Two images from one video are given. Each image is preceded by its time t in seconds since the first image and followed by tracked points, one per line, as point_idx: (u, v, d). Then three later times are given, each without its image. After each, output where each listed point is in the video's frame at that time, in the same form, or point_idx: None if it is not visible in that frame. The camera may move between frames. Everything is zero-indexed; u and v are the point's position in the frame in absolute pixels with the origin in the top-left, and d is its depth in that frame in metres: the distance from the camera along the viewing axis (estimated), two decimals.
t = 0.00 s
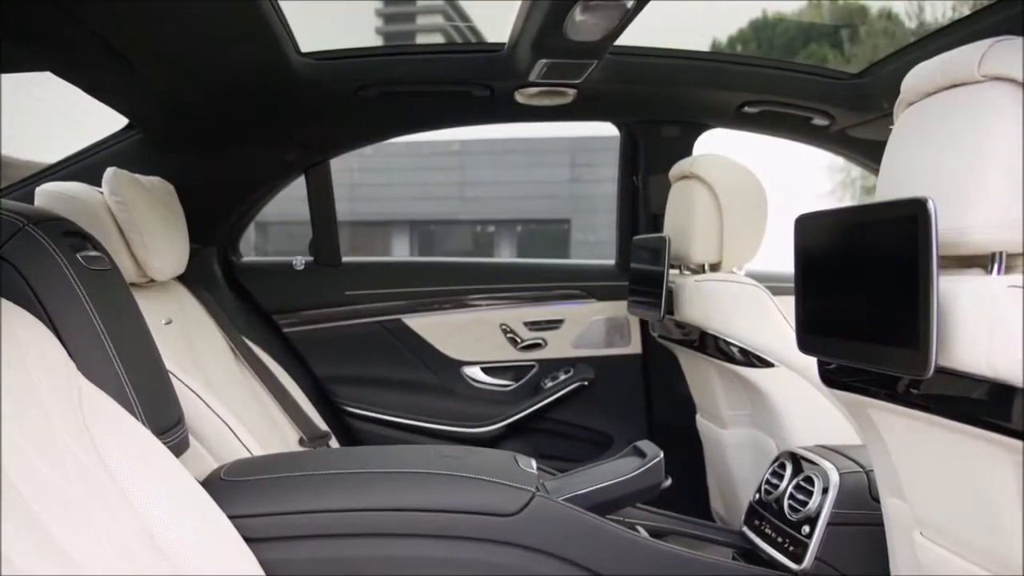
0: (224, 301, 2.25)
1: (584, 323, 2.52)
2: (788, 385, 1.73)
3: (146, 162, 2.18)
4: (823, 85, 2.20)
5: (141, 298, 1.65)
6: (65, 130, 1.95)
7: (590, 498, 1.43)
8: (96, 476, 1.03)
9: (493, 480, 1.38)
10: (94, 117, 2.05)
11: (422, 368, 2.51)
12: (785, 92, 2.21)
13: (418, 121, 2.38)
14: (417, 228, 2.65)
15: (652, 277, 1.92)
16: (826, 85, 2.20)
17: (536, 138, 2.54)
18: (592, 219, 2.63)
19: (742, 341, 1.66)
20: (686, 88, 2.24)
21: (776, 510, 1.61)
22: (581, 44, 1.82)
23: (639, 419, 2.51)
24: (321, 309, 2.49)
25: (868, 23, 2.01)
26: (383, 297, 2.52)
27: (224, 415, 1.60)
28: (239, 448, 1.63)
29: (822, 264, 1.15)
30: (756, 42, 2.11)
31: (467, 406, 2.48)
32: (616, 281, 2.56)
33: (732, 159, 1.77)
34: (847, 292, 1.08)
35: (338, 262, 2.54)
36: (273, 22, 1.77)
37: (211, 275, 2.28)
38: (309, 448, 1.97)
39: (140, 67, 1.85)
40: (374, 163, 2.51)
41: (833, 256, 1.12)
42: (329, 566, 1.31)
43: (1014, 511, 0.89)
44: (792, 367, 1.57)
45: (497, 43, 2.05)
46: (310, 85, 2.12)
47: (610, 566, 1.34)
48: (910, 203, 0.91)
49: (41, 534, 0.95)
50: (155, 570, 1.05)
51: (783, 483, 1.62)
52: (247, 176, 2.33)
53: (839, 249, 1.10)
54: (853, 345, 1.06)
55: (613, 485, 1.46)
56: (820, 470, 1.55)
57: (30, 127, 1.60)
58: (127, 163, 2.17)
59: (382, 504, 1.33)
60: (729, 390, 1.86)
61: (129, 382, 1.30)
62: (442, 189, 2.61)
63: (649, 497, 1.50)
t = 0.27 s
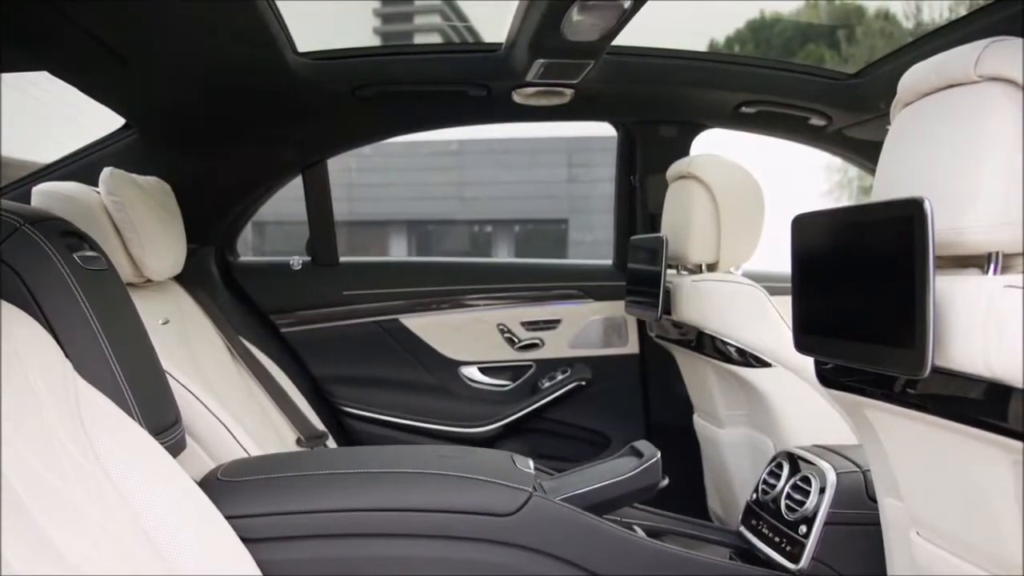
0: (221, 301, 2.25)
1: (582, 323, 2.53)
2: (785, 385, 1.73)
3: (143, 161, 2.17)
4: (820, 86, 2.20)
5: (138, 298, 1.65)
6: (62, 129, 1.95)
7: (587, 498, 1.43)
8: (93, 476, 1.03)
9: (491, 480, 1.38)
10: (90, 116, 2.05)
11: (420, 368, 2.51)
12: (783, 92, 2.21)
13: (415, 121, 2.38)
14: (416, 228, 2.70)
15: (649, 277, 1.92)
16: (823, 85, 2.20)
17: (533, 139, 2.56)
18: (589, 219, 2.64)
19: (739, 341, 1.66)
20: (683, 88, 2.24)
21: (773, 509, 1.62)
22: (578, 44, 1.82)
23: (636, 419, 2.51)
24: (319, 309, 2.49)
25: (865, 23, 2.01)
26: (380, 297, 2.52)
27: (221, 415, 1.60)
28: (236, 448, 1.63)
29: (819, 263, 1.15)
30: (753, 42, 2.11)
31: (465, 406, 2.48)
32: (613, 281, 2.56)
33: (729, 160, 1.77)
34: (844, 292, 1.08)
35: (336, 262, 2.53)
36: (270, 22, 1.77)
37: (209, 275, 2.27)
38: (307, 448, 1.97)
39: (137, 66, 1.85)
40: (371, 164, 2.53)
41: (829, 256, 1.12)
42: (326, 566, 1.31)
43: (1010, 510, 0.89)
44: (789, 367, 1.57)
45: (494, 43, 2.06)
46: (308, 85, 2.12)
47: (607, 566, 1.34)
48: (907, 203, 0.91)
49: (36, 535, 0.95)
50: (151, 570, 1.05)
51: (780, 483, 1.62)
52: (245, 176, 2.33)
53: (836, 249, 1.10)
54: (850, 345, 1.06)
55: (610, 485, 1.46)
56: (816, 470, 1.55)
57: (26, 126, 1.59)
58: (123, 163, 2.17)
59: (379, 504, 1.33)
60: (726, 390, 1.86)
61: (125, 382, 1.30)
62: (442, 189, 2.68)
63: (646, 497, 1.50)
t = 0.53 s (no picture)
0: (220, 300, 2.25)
1: (580, 323, 2.53)
2: (783, 385, 1.73)
3: (141, 161, 2.17)
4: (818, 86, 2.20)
5: (136, 299, 1.65)
6: (60, 129, 1.95)
7: (586, 498, 1.43)
8: (92, 477, 1.03)
9: (489, 480, 1.38)
10: (89, 116, 2.05)
11: (418, 368, 2.51)
12: (781, 92, 2.22)
13: (414, 120, 2.38)
14: (412, 228, 2.68)
15: (648, 277, 1.92)
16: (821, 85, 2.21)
17: (530, 137, 2.55)
18: (586, 219, 2.64)
19: (737, 341, 1.66)
20: (681, 88, 2.24)
21: (771, 509, 1.62)
22: (576, 44, 1.82)
23: (634, 419, 2.51)
24: (316, 309, 2.49)
25: (863, 23, 2.01)
26: (379, 297, 2.52)
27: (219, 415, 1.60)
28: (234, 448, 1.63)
29: (817, 264, 1.15)
30: (751, 43, 2.11)
31: (462, 406, 2.49)
32: (612, 281, 2.56)
33: (726, 160, 1.77)
34: (842, 292, 1.08)
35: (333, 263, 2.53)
36: (269, 22, 1.77)
37: (207, 275, 2.27)
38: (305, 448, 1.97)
39: (136, 67, 1.85)
40: (370, 164, 2.53)
41: (827, 256, 1.12)
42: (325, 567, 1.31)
43: (1009, 510, 0.89)
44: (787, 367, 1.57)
45: (492, 43, 2.06)
46: (306, 85, 2.12)
47: (605, 566, 1.34)
48: (905, 203, 0.91)
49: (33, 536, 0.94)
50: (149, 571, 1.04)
51: (778, 482, 1.63)
52: (243, 176, 2.33)
53: (834, 249, 1.10)
54: (848, 345, 1.06)
55: (608, 485, 1.46)
56: (815, 470, 1.55)
57: (24, 126, 1.59)
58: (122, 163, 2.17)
59: (378, 504, 1.33)
60: (724, 390, 1.86)
61: (123, 382, 1.30)
62: (438, 190, 2.65)
63: (644, 497, 1.50)
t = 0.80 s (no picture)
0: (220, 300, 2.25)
1: (580, 323, 2.53)
2: (782, 385, 1.73)
3: (141, 161, 2.17)
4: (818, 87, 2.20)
5: (135, 299, 1.65)
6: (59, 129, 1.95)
7: (585, 498, 1.43)
8: (91, 477, 1.03)
9: (488, 480, 1.38)
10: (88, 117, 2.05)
11: (418, 368, 2.51)
12: (780, 93, 2.22)
13: (414, 120, 2.38)
14: (414, 227, 2.78)
15: (647, 277, 1.93)
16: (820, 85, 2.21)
17: (531, 138, 2.60)
18: (586, 219, 2.66)
19: (737, 341, 1.66)
20: (681, 88, 2.24)
21: (771, 509, 1.62)
22: (575, 44, 1.82)
23: (634, 419, 2.51)
24: (316, 309, 2.49)
25: (863, 24, 2.02)
26: (378, 297, 2.52)
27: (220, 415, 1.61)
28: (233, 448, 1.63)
29: (817, 263, 1.15)
30: (751, 43, 2.11)
31: (463, 406, 2.49)
32: (611, 281, 2.56)
33: (726, 160, 1.78)
34: (841, 292, 1.08)
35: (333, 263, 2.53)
36: (268, 22, 1.76)
37: (207, 275, 2.28)
38: (305, 448, 1.97)
39: (136, 67, 1.85)
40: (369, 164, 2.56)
41: (827, 255, 1.12)
42: (324, 567, 1.31)
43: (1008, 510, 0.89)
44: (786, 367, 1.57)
45: (492, 43, 2.06)
46: (306, 85, 2.12)
47: (605, 566, 1.34)
48: (904, 202, 0.91)
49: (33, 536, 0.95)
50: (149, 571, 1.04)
51: (778, 482, 1.63)
52: (243, 176, 2.33)
53: (834, 248, 1.10)
54: (847, 344, 1.06)
55: (608, 485, 1.46)
56: (814, 470, 1.55)
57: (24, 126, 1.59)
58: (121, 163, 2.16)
59: (377, 504, 1.33)
60: (723, 390, 1.87)
61: (123, 382, 1.30)
62: (440, 189, 2.82)
63: (644, 497, 1.50)
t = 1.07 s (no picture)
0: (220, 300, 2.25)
1: (580, 323, 2.53)
2: (783, 385, 1.73)
3: (141, 161, 2.17)
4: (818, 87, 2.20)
5: (135, 300, 1.65)
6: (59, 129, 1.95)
7: (585, 497, 1.43)
8: (91, 477, 1.03)
9: (488, 480, 1.38)
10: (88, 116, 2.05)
11: (418, 368, 2.51)
12: (780, 93, 2.22)
13: (414, 120, 2.38)
14: (414, 227, 2.78)
15: (647, 277, 1.93)
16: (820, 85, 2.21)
17: (531, 138, 2.60)
18: (586, 219, 2.66)
19: (737, 341, 1.66)
20: (681, 88, 2.24)
21: (771, 509, 1.62)
22: (575, 44, 1.82)
23: (634, 419, 2.51)
24: (316, 309, 2.49)
25: (862, 24, 2.02)
26: (378, 297, 2.52)
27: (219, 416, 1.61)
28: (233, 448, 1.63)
29: (817, 263, 1.15)
30: (750, 43, 2.11)
31: (463, 406, 2.49)
32: (611, 281, 2.56)
33: (725, 160, 1.78)
34: (842, 291, 1.08)
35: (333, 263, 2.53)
36: (268, 22, 1.76)
37: (207, 275, 2.28)
38: (305, 448, 1.97)
39: (136, 67, 1.85)
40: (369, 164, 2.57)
41: (827, 255, 1.12)
42: (324, 567, 1.31)
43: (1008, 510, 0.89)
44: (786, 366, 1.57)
45: (492, 43, 2.06)
46: (306, 84, 2.12)
47: (605, 566, 1.34)
48: (904, 202, 0.91)
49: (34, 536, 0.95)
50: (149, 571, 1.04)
51: (778, 482, 1.63)
52: (243, 177, 2.33)
53: (834, 248, 1.10)
54: (847, 343, 1.06)
55: (608, 484, 1.46)
56: (814, 470, 1.55)
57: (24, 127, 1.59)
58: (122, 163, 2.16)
59: (377, 504, 1.33)
60: (723, 390, 1.87)
61: (123, 383, 1.30)
62: (439, 189, 2.83)
63: (644, 497, 1.50)
